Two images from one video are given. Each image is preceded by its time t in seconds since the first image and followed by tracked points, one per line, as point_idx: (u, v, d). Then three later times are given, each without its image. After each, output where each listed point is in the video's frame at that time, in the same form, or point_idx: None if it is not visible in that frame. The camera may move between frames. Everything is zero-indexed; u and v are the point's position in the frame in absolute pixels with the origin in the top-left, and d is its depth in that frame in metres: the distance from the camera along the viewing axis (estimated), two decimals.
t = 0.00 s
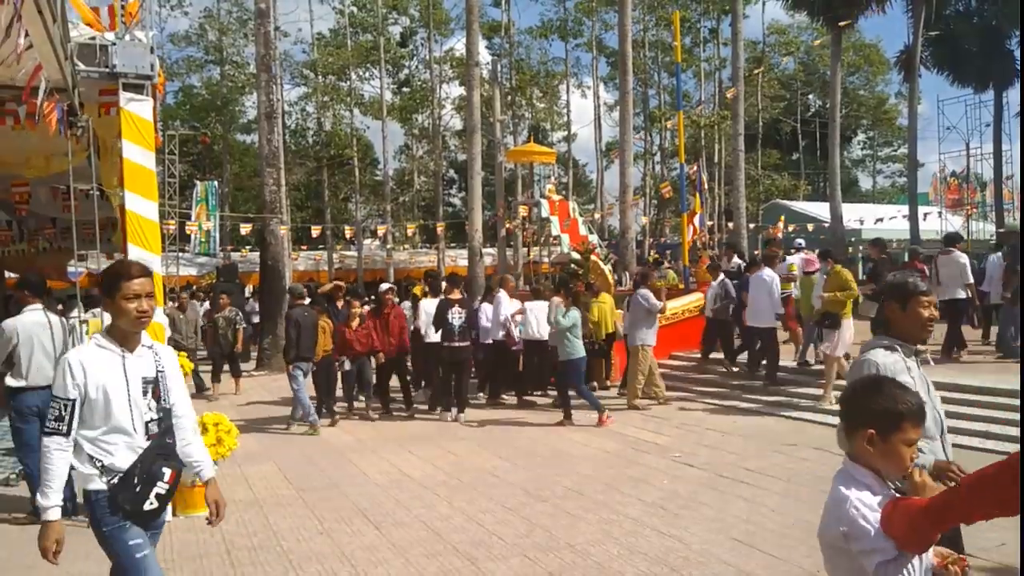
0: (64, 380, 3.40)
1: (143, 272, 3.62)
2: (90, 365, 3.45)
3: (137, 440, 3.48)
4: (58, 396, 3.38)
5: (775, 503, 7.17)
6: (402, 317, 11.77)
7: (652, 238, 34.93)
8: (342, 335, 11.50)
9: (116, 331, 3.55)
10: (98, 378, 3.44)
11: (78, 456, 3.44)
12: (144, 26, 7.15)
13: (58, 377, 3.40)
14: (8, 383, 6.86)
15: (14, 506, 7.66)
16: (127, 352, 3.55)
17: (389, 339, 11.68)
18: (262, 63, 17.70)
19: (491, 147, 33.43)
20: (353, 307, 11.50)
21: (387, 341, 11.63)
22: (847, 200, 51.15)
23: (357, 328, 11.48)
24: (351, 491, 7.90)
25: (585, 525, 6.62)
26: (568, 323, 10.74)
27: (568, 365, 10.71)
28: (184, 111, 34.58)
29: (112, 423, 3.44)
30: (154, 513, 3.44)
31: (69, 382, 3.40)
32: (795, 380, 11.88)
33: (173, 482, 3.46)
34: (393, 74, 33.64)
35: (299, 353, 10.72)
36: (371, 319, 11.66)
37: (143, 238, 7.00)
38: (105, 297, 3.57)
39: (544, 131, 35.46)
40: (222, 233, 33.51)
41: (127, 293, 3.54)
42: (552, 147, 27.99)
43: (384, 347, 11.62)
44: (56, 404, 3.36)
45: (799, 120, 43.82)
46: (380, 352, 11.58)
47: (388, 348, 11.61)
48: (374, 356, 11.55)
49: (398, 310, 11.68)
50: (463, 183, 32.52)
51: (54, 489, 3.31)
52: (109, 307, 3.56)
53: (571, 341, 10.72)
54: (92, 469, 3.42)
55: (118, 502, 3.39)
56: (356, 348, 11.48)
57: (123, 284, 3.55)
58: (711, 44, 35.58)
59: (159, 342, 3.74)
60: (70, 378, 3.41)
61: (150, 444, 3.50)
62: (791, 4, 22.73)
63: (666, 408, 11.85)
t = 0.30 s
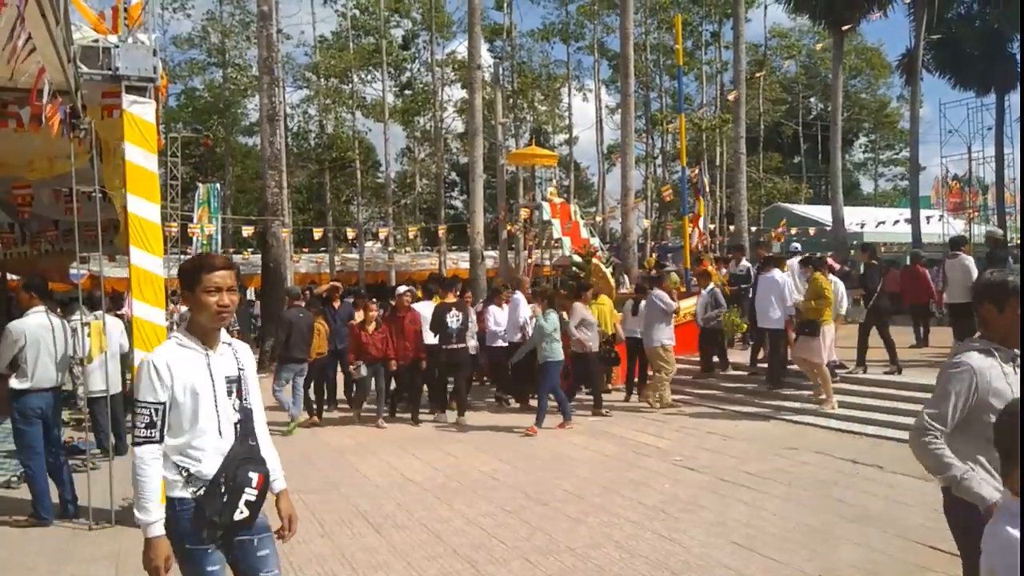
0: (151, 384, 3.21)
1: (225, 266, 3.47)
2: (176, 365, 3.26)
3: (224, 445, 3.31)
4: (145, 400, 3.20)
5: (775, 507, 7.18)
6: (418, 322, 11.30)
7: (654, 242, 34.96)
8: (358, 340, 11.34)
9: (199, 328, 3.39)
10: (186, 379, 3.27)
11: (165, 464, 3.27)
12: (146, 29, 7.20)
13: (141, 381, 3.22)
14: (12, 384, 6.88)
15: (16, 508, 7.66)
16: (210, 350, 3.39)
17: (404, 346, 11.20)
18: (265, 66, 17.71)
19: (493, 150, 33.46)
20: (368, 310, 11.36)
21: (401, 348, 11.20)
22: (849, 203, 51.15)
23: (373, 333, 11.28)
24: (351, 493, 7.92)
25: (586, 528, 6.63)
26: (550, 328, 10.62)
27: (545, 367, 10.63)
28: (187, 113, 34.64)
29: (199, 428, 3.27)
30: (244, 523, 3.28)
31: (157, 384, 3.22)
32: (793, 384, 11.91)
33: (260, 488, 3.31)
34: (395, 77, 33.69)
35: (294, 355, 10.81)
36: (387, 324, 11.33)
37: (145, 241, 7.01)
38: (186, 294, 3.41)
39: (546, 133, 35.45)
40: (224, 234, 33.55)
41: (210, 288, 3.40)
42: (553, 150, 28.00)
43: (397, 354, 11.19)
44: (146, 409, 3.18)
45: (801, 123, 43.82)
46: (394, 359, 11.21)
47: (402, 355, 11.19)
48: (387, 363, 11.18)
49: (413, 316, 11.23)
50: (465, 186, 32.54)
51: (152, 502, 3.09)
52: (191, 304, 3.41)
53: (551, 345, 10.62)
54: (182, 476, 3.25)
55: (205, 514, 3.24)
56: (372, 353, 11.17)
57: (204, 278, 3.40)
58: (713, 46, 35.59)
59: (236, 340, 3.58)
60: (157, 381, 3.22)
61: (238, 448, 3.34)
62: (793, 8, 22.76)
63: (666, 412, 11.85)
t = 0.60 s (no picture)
0: (258, 398, 3.04)
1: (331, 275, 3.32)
2: (282, 378, 3.09)
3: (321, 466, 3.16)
4: (253, 416, 3.04)
5: (778, 510, 7.17)
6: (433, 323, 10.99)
7: (656, 243, 34.98)
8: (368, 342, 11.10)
9: (303, 339, 3.23)
10: (291, 393, 3.09)
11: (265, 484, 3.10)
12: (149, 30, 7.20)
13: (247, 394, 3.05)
14: (16, 386, 6.86)
15: (18, 509, 7.65)
16: (312, 364, 3.22)
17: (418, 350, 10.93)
18: (268, 67, 17.70)
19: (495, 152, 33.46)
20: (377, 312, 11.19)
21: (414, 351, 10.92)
22: (851, 205, 51.14)
23: (383, 335, 11.07)
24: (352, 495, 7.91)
25: (588, 530, 6.63)
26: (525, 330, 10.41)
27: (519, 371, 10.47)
28: (189, 114, 34.68)
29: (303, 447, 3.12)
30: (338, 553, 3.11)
31: (264, 399, 3.05)
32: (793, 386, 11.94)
33: (348, 521, 3.18)
34: (397, 78, 33.72)
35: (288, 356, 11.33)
36: (400, 326, 11.05)
37: (148, 242, 7.00)
38: (292, 302, 3.26)
39: (548, 135, 35.46)
40: (227, 236, 33.57)
41: (317, 296, 3.25)
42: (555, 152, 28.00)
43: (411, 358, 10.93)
44: (259, 424, 3.03)
45: (803, 125, 43.81)
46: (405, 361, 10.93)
47: (414, 358, 10.91)
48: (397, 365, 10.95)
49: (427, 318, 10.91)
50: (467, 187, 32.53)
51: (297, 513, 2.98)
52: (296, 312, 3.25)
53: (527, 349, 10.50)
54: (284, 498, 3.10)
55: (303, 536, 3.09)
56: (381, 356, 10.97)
57: (311, 286, 3.25)
58: (715, 48, 35.58)
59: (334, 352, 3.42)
60: (264, 394, 3.05)
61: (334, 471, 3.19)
62: (796, 9, 22.75)
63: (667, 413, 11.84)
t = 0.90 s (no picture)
0: (358, 389, 2.84)
1: (438, 258, 3.09)
2: (382, 368, 2.87)
3: (428, 462, 2.92)
4: (350, 408, 2.83)
5: (784, 515, 7.09)
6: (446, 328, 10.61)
7: (658, 247, 34.94)
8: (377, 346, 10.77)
9: (407, 326, 3.01)
10: (392, 385, 2.87)
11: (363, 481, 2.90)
12: (151, 36, 7.13)
13: (347, 385, 2.84)
14: (17, 393, 6.79)
15: (19, 516, 7.59)
16: (414, 353, 2.99)
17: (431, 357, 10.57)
18: (269, 72, 17.64)
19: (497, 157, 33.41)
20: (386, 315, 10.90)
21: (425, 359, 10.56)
22: (853, 209, 51.05)
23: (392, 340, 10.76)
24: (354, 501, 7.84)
25: (591, 536, 6.56)
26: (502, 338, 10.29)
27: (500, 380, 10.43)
28: (191, 120, 34.71)
29: (407, 444, 2.89)
30: (448, 554, 2.90)
31: (363, 389, 2.83)
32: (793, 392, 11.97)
33: (468, 513, 2.94)
34: (398, 83, 33.72)
35: (280, 362, 11.48)
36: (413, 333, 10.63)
37: (150, 247, 6.95)
38: (399, 287, 3.04)
39: (550, 140, 35.41)
40: (229, 241, 33.53)
41: (425, 281, 3.02)
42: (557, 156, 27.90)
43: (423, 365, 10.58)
44: (353, 417, 2.82)
45: (805, 129, 43.75)
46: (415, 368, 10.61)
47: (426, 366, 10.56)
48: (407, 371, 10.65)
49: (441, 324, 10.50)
50: (470, 191, 32.49)
51: (372, 520, 2.75)
52: (402, 298, 3.03)
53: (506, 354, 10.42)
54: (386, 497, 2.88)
55: (410, 540, 2.85)
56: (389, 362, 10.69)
57: (418, 270, 3.04)
58: (716, 52, 35.54)
59: (436, 344, 3.19)
60: (363, 385, 2.84)
61: (442, 466, 2.95)
62: (797, 12, 22.70)
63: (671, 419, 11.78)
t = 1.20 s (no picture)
0: (490, 415, 2.54)
1: (568, 267, 2.82)
2: (517, 390, 2.58)
3: (565, 490, 2.66)
4: (485, 433, 2.54)
5: (784, 515, 7.16)
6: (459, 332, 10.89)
7: (658, 249, 35.05)
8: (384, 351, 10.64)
9: (534, 341, 2.74)
10: (527, 409, 2.58)
11: (495, 509, 2.63)
12: (154, 39, 7.18)
13: (479, 409, 2.55)
14: (19, 394, 6.88)
15: (21, 515, 7.67)
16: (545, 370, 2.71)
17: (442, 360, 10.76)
18: (271, 75, 17.70)
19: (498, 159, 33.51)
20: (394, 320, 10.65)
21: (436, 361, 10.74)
22: (853, 210, 51.15)
23: (399, 346, 10.64)
24: (358, 502, 7.91)
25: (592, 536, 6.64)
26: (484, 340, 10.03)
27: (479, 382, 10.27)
28: (193, 123, 34.84)
29: (543, 473, 2.61)
30: None
31: (496, 415, 2.54)
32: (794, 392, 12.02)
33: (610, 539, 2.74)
34: (400, 86, 33.89)
35: (273, 361, 11.95)
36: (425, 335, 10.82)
37: (153, 250, 7.04)
38: (529, 298, 2.77)
39: (550, 142, 35.50)
40: (232, 242, 33.61)
41: (557, 292, 2.76)
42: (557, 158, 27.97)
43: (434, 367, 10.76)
44: (481, 445, 2.53)
45: (805, 131, 43.86)
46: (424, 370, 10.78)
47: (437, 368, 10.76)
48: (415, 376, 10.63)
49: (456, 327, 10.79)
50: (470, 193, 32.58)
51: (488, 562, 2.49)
52: (531, 311, 2.76)
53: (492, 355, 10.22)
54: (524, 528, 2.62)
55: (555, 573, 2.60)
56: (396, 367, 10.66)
57: (551, 277, 2.76)
58: (716, 55, 35.63)
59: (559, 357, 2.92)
60: (499, 407, 2.55)
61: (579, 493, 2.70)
62: (795, 14, 22.80)
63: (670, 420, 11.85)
